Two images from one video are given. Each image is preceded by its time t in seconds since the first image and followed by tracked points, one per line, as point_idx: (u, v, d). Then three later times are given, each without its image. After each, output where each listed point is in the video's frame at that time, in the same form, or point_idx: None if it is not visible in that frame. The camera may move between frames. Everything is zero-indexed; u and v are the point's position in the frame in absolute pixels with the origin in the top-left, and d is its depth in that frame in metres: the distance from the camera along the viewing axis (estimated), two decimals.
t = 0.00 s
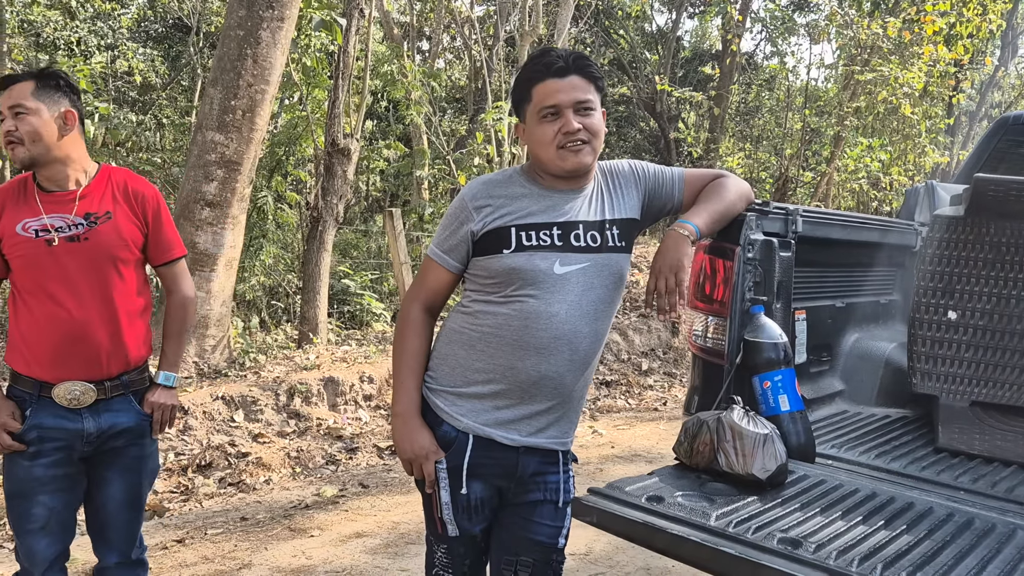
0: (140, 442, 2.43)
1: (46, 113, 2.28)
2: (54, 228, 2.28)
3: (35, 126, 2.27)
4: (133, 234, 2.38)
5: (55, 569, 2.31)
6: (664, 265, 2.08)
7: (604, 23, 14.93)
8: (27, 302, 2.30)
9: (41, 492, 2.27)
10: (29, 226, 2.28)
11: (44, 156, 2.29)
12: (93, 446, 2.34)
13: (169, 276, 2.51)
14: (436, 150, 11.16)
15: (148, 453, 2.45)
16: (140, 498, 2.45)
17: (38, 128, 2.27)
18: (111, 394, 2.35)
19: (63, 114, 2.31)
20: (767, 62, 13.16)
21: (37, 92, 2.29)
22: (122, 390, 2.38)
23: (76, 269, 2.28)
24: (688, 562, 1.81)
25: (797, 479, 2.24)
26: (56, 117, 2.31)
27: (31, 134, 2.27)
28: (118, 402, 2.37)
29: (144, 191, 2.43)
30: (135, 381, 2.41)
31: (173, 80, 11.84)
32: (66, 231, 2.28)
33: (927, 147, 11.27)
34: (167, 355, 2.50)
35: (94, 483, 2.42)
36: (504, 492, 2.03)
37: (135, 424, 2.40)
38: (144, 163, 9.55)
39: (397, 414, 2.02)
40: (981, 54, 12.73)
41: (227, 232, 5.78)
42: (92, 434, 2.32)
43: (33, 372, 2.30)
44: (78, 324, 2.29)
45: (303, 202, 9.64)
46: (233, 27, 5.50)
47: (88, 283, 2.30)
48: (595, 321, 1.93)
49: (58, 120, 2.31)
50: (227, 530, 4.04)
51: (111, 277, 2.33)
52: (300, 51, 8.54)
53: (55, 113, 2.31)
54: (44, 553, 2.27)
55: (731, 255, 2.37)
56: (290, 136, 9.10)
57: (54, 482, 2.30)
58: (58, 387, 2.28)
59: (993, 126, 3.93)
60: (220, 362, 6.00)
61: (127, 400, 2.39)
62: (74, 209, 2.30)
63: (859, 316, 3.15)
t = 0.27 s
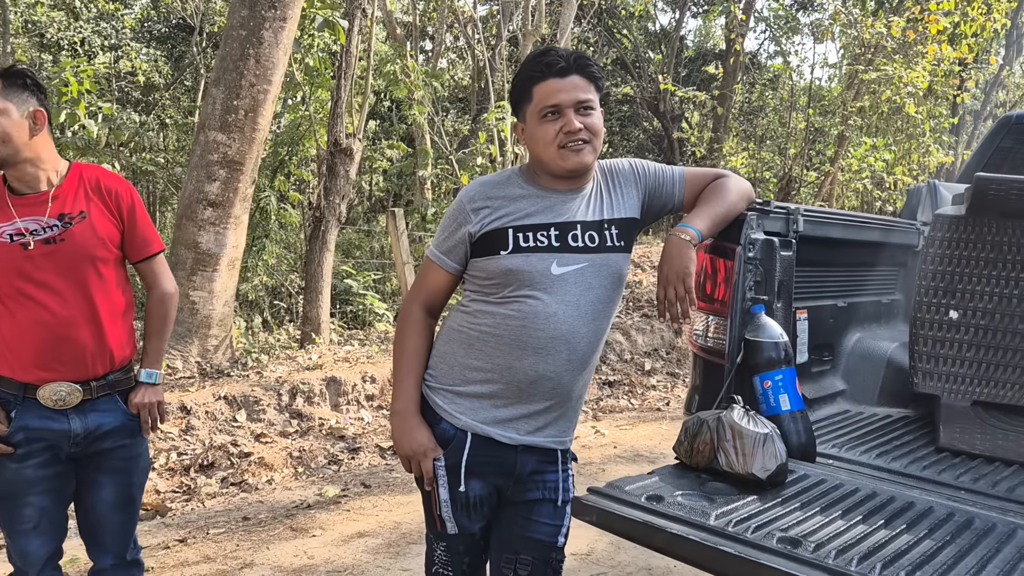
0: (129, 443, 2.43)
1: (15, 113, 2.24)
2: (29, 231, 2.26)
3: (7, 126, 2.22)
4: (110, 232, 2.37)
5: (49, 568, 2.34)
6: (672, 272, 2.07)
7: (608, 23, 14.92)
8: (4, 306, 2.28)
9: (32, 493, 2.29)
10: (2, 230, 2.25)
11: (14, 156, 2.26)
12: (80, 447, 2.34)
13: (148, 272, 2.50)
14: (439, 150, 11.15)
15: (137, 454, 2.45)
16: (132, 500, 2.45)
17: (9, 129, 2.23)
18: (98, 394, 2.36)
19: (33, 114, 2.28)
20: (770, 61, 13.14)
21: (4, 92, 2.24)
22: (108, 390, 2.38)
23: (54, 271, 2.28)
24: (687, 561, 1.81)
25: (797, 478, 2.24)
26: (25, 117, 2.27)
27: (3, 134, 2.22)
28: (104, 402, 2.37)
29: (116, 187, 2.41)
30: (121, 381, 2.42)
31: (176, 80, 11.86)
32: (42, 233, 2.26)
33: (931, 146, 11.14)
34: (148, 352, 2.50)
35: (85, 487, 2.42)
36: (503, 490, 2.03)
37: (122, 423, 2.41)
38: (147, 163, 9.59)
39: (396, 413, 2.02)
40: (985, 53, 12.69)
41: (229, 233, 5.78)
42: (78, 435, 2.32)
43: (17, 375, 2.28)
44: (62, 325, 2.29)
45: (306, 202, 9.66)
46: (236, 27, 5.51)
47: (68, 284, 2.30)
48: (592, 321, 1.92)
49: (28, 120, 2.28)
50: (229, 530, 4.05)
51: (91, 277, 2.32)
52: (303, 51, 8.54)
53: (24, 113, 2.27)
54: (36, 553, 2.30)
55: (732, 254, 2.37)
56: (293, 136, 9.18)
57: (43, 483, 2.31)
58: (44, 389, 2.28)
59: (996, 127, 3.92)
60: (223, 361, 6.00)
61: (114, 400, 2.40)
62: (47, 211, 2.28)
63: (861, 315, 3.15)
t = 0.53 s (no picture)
0: (122, 440, 2.44)
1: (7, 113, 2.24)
2: (11, 235, 2.25)
3: (6, 127, 2.23)
4: (92, 231, 2.37)
5: (44, 567, 2.35)
6: (671, 270, 2.07)
7: (610, 23, 14.92)
8: None
9: (25, 493, 2.29)
10: None
11: (12, 158, 2.26)
12: (74, 445, 2.35)
13: (130, 269, 2.50)
14: (442, 150, 11.15)
15: (134, 450, 2.47)
16: (135, 498, 2.45)
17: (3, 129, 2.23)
18: (88, 392, 2.36)
19: (22, 116, 2.31)
20: (773, 61, 13.12)
21: None
22: (98, 388, 2.39)
23: (39, 273, 2.28)
24: (689, 561, 1.81)
25: (798, 478, 2.23)
26: (13, 118, 2.27)
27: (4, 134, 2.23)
28: (94, 400, 2.38)
29: (95, 185, 2.41)
30: (110, 379, 2.42)
31: (180, 80, 11.88)
32: (24, 236, 2.25)
33: (935, 146, 11.15)
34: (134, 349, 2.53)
35: (83, 488, 2.41)
36: (504, 489, 2.03)
37: (114, 420, 2.42)
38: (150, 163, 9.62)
39: (397, 411, 2.02)
40: (989, 53, 12.67)
41: (232, 232, 5.78)
42: (71, 434, 2.32)
43: (5, 378, 2.27)
44: (51, 326, 2.29)
45: (309, 202, 9.67)
46: (238, 27, 5.52)
47: (54, 286, 2.30)
48: (592, 320, 1.92)
49: (18, 121, 2.30)
50: (232, 529, 4.06)
51: (76, 278, 2.33)
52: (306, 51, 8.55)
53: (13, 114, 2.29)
54: (31, 553, 2.31)
55: (734, 253, 2.37)
56: (296, 137, 9.19)
57: (35, 484, 2.31)
58: (32, 390, 2.28)
59: (998, 126, 3.92)
60: (225, 361, 6.01)
61: (104, 398, 2.40)
62: (27, 213, 2.27)
63: (864, 314, 3.14)
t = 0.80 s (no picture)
0: (126, 439, 2.45)
1: (20, 117, 2.28)
2: (12, 235, 2.24)
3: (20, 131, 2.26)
4: (93, 231, 2.39)
5: (45, 567, 2.37)
6: (672, 270, 2.07)
7: (612, 23, 14.93)
8: None
9: (26, 495, 2.29)
10: None
11: (23, 161, 2.29)
12: (78, 445, 2.35)
13: (129, 269, 2.54)
14: (444, 150, 11.16)
15: (140, 447, 2.48)
16: (143, 495, 2.47)
17: (17, 133, 2.26)
18: (89, 392, 2.37)
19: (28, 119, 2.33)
20: (776, 61, 13.10)
21: (8, 96, 2.26)
22: (99, 387, 2.40)
23: (41, 272, 2.28)
24: (691, 561, 1.81)
25: (801, 478, 2.23)
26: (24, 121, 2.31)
27: (19, 138, 2.26)
28: (96, 399, 2.38)
29: (95, 186, 2.44)
30: (111, 378, 2.44)
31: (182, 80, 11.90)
32: (26, 237, 2.25)
33: (938, 146, 11.19)
34: (136, 348, 2.55)
35: (91, 489, 2.42)
36: (506, 488, 2.03)
37: (118, 419, 2.43)
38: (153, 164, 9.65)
39: (399, 410, 2.02)
40: (992, 53, 12.65)
41: (234, 233, 5.79)
42: (75, 433, 2.33)
43: (6, 379, 2.26)
44: (54, 326, 2.30)
45: (312, 203, 9.69)
46: (241, 28, 5.53)
47: (56, 285, 2.31)
48: (593, 321, 1.92)
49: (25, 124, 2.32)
50: (234, 529, 4.06)
51: (79, 278, 2.34)
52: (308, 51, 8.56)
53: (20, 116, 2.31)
54: (33, 554, 2.32)
55: (736, 254, 2.37)
56: (299, 137, 9.21)
57: (36, 485, 2.31)
58: (35, 391, 2.28)
59: (1001, 126, 3.91)
60: (228, 361, 6.02)
61: (106, 397, 2.42)
62: (29, 214, 2.27)
63: (866, 315, 3.14)
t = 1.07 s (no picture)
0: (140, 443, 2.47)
1: (52, 116, 2.34)
2: (38, 233, 2.27)
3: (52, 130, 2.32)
4: (116, 231, 2.42)
5: (57, 569, 2.35)
6: (672, 270, 2.08)
7: (614, 23, 14.93)
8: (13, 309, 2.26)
9: (43, 497, 2.29)
10: (10, 234, 2.25)
11: (53, 159, 2.34)
12: (96, 448, 2.37)
13: (147, 271, 2.55)
14: (445, 150, 11.17)
15: (151, 453, 2.50)
16: (151, 500, 2.49)
17: (49, 131, 2.31)
18: (111, 393, 2.39)
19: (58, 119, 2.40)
20: (778, 61, 13.09)
21: (40, 95, 2.31)
22: (120, 390, 2.42)
23: (65, 271, 2.30)
24: (692, 562, 1.80)
25: (802, 479, 2.23)
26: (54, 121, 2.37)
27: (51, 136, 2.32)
28: (117, 402, 2.41)
29: (118, 187, 2.47)
30: (131, 380, 2.46)
31: (184, 80, 11.90)
32: (51, 235, 2.28)
33: (940, 147, 11.33)
34: (154, 351, 2.56)
35: (101, 491, 2.44)
36: (506, 489, 2.03)
37: (135, 422, 2.45)
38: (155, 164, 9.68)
39: (399, 410, 2.02)
40: (994, 53, 12.65)
41: (236, 233, 5.79)
42: (95, 435, 2.35)
43: (28, 377, 2.28)
44: (77, 326, 2.31)
45: (313, 202, 9.70)
46: (242, 28, 5.54)
47: (79, 284, 2.33)
48: (594, 320, 1.92)
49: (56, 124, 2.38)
50: (236, 529, 4.07)
51: (101, 277, 2.36)
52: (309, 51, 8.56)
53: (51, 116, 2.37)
54: (46, 556, 2.30)
55: (737, 254, 2.37)
56: (300, 137, 9.21)
57: (53, 487, 2.31)
58: (57, 391, 2.29)
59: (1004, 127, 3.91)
60: (229, 361, 6.02)
61: (126, 400, 2.44)
62: (55, 213, 2.30)
63: (867, 316, 3.14)
